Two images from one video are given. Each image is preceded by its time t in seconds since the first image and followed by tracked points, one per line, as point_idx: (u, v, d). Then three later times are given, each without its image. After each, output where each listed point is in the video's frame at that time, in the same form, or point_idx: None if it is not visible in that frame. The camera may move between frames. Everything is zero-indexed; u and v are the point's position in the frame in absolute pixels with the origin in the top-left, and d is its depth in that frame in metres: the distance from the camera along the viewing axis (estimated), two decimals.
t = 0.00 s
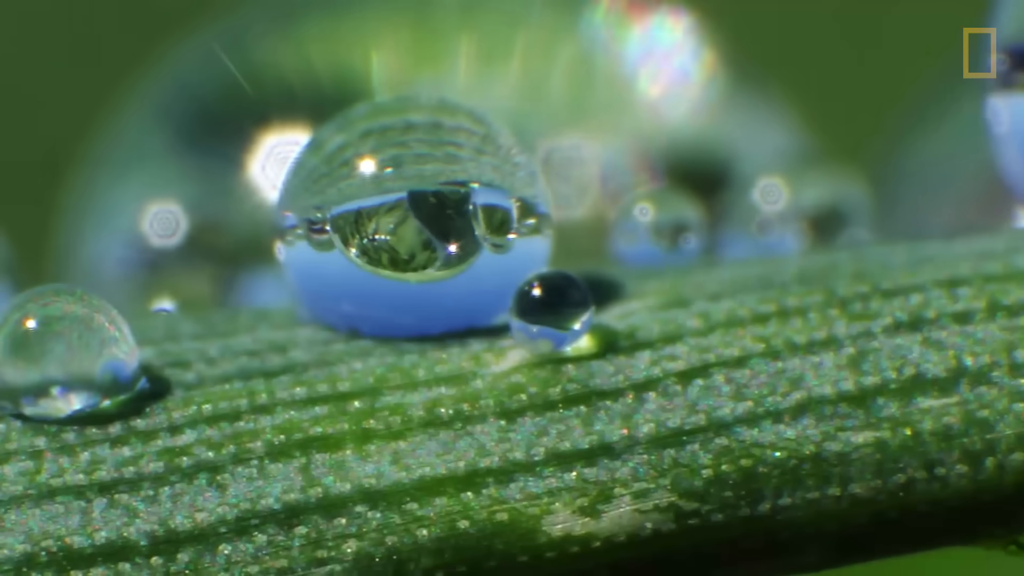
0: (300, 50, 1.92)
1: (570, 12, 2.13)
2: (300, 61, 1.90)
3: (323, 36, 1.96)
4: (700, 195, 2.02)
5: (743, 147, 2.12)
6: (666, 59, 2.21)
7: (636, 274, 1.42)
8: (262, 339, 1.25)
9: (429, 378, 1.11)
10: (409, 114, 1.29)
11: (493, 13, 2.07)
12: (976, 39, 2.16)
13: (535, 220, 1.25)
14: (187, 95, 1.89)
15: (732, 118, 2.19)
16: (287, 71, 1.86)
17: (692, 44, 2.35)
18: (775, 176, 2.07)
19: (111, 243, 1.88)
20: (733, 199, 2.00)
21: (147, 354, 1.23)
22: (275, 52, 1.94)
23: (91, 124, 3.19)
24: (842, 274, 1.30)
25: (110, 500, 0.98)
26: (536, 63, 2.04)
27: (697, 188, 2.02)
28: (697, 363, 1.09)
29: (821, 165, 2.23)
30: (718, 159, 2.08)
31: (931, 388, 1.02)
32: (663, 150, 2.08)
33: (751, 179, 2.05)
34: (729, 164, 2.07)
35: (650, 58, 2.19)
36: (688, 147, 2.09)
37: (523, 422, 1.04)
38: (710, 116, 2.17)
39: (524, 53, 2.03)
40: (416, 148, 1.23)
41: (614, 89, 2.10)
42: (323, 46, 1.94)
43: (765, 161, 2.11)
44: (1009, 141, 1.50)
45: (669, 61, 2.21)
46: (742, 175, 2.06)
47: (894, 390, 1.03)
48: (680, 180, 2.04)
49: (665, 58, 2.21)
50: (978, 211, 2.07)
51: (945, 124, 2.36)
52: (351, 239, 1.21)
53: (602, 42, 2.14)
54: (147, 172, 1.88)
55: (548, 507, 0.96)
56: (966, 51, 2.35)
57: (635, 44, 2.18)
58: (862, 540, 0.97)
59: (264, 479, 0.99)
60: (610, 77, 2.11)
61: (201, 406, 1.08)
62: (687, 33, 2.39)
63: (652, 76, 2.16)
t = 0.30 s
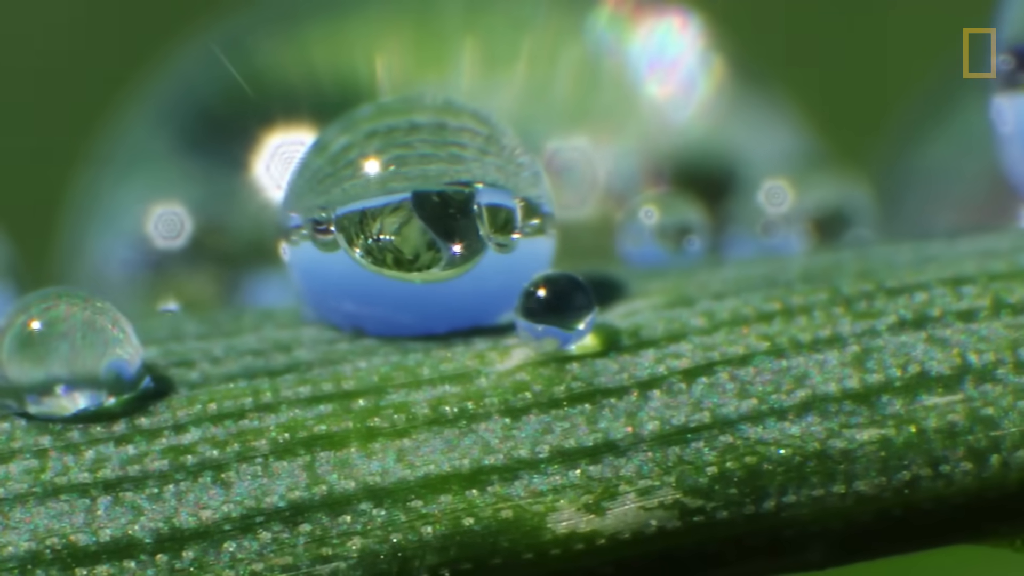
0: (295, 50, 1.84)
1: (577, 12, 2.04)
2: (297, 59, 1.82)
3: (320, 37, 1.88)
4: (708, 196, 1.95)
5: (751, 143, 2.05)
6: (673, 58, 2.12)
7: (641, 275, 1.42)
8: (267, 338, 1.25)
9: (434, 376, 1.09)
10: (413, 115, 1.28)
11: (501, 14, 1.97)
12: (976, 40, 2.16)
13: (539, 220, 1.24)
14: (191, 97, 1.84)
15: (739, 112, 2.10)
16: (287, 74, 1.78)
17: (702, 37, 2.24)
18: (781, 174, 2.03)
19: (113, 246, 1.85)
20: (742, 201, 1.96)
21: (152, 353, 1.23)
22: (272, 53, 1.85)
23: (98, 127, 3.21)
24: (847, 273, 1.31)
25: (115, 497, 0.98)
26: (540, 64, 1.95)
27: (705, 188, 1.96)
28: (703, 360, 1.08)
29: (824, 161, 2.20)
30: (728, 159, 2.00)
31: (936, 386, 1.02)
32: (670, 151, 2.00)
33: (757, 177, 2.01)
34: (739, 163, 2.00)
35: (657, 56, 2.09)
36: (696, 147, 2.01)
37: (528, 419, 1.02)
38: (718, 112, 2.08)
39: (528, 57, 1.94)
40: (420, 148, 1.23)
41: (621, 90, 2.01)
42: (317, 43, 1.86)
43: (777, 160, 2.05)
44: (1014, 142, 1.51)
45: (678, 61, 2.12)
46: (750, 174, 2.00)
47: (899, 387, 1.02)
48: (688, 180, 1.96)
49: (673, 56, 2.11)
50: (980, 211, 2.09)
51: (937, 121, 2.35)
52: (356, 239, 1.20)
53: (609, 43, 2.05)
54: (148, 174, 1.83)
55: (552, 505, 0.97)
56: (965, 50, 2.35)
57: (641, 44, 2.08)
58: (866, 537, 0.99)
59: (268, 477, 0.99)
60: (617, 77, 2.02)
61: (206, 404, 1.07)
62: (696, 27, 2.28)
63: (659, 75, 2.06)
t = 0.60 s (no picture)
0: (295, 52, 1.78)
1: (586, 10, 1.95)
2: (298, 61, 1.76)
3: (320, 39, 1.82)
4: (715, 194, 1.93)
5: (757, 140, 2.04)
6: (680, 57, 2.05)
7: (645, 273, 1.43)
8: (272, 336, 1.25)
9: (438, 374, 1.09)
10: (417, 116, 1.27)
11: (505, 14, 1.88)
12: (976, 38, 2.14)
13: (543, 220, 1.23)
14: (194, 99, 1.80)
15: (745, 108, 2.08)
16: (289, 75, 1.73)
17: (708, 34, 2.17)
18: (787, 172, 2.02)
19: (119, 247, 1.83)
20: (748, 199, 1.94)
21: (157, 351, 1.23)
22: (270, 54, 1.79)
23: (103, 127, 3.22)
24: (851, 271, 1.30)
25: (120, 496, 0.98)
26: (547, 65, 1.87)
27: (709, 186, 1.93)
28: (707, 358, 1.07)
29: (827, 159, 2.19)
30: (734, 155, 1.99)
31: (940, 383, 1.02)
32: (678, 151, 1.95)
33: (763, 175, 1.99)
34: (745, 160, 1.98)
35: (665, 56, 2.02)
36: (703, 144, 1.98)
37: (532, 417, 1.02)
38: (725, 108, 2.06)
39: (535, 58, 1.86)
40: (425, 150, 1.22)
41: (629, 91, 1.94)
42: (319, 44, 1.80)
43: (784, 158, 2.04)
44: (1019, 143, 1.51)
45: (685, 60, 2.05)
46: (756, 172, 1.98)
47: (904, 384, 1.02)
48: (695, 178, 1.93)
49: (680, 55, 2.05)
50: (984, 210, 2.09)
51: (937, 121, 2.35)
52: (361, 239, 1.20)
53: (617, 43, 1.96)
54: (153, 175, 1.81)
55: (557, 502, 0.97)
56: (965, 49, 2.34)
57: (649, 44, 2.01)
58: (870, 534, 1.00)
59: (273, 475, 0.99)
60: (625, 78, 1.95)
61: (211, 402, 1.07)
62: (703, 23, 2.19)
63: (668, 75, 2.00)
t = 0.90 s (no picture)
0: (298, 53, 1.74)
1: (594, 10, 1.90)
2: (302, 64, 1.72)
3: (326, 43, 1.77)
4: (723, 195, 1.89)
5: (766, 139, 1.98)
6: (692, 52, 1.98)
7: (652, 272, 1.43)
8: (278, 334, 1.26)
9: (445, 372, 1.09)
10: (423, 117, 1.27)
11: (512, 15, 1.85)
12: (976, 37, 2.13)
13: (548, 220, 1.23)
14: (198, 100, 1.78)
15: (755, 104, 2.00)
16: (293, 77, 1.70)
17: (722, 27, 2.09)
18: (795, 173, 1.98)
19: (125, 247, 1.83)
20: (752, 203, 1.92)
21: (162, 350, 1.23)
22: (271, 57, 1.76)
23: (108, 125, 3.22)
24: (858, 269, 1.30)
25: (126, 493, 0.98)
26: (555, 65, 1.81)
27: (718, 188, 1.89)
28: (713, 356, 1.07)
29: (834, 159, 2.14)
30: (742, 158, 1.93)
31: (946, 381, 1.03)
32: (687, 151, 1.90)
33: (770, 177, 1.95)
34: (752, 162, 1.93)
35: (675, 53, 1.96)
36: (712, 145, 1.92)
37: (538, 415, 1.02)
38: (736, 103, 1.98)
39: (543, 59, 1.80)
40: (431, 150, 1.22)
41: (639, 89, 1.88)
42: (322, 46, 1.76)
43: (792, 159, 1.99)
44: None
45: (698, 56, 1.98)
46: (764, 173, 1.94)
47: (910, 382, 1.02)
48: (703, 181, 1.89)
49: (692, 51, 1.98)
50: (991, 209, 2.09)
51: (938, 116, 2.33)
52: (368, 238, 1.20)
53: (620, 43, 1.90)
54: (157, 174, 1.80)
55: (563, 500, 0.97)
56: (965, 43, 2.31)
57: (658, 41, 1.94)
58: (876, 532, 1.00)
59: (279, 472, 0.99)
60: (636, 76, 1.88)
61: (217, 400, 1.07)
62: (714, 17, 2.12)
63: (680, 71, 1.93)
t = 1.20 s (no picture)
0: (301, 57, 1.74)
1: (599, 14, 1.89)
2: (306, 67, 1.72)
3: (331, 46, 1.76)
4: (731, 198, 1.87)
5: (772, 139, 1.96)
6: (694, 55, 1.96)
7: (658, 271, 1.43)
8: (284, 333, 1.26)
9: (451, 370, 1.09)
10: (429, 118, 1.27)
11: (517, 17, 1.83)
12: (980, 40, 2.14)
13: (553, 220, 1.23)
14: (203, 103, 1.78)
15: (759, 105, 1.99)
16: (295, 82, 1.70)
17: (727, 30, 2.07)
18: (801, 175, 1.97)
19: (129, 248, 1.83)
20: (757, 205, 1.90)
21: (168, 349, 1.23)
22: (269, 62, 1.76)
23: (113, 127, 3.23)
24: (863, 267, 1.30)
25: (132, 492, 0.98)
26: (560, 69, 1.78)
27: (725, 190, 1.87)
28: (719, 354, 1.07)
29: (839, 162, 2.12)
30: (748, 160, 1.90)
31: (952, 379, 1.03)
32: (696, 151, 1.86)
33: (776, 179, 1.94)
34: (758, 165, 1.91)
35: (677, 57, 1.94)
36: (718, 147, 1.89)
37: (544, 413, 1.02)
38: (740, 105, 1.96)
39: (548, 63, 1.77)
40: (437, 152, 1.22)
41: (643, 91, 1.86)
42: (327, 48, 1.75)
43: (797, 161, 1.97)
44: None
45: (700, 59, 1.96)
46: (770, 176, 1.93)
47: (915, 380, 1.02)
48: (710, 182, 1.86)
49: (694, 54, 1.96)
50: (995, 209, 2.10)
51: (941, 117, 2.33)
52: (374, 238, 1.20)
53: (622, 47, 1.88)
54: (161, 175, 1.80)
55: (569, 498, 0.97)
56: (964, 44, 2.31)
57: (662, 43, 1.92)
58: (882, 530, 1.00)
59: (285, 471, 0.99)
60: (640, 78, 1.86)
61: (222, 399, 1.07)
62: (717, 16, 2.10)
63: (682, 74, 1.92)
